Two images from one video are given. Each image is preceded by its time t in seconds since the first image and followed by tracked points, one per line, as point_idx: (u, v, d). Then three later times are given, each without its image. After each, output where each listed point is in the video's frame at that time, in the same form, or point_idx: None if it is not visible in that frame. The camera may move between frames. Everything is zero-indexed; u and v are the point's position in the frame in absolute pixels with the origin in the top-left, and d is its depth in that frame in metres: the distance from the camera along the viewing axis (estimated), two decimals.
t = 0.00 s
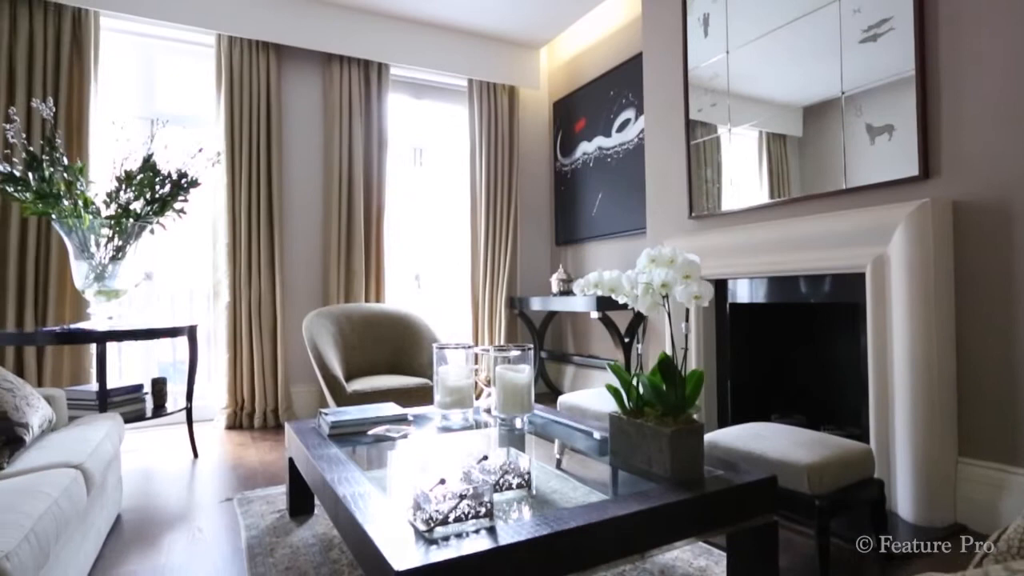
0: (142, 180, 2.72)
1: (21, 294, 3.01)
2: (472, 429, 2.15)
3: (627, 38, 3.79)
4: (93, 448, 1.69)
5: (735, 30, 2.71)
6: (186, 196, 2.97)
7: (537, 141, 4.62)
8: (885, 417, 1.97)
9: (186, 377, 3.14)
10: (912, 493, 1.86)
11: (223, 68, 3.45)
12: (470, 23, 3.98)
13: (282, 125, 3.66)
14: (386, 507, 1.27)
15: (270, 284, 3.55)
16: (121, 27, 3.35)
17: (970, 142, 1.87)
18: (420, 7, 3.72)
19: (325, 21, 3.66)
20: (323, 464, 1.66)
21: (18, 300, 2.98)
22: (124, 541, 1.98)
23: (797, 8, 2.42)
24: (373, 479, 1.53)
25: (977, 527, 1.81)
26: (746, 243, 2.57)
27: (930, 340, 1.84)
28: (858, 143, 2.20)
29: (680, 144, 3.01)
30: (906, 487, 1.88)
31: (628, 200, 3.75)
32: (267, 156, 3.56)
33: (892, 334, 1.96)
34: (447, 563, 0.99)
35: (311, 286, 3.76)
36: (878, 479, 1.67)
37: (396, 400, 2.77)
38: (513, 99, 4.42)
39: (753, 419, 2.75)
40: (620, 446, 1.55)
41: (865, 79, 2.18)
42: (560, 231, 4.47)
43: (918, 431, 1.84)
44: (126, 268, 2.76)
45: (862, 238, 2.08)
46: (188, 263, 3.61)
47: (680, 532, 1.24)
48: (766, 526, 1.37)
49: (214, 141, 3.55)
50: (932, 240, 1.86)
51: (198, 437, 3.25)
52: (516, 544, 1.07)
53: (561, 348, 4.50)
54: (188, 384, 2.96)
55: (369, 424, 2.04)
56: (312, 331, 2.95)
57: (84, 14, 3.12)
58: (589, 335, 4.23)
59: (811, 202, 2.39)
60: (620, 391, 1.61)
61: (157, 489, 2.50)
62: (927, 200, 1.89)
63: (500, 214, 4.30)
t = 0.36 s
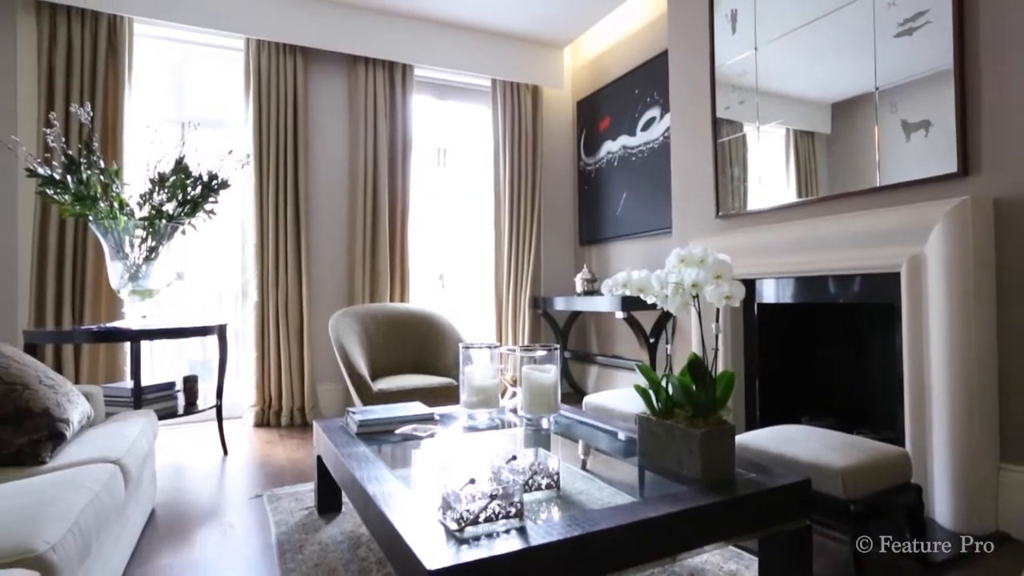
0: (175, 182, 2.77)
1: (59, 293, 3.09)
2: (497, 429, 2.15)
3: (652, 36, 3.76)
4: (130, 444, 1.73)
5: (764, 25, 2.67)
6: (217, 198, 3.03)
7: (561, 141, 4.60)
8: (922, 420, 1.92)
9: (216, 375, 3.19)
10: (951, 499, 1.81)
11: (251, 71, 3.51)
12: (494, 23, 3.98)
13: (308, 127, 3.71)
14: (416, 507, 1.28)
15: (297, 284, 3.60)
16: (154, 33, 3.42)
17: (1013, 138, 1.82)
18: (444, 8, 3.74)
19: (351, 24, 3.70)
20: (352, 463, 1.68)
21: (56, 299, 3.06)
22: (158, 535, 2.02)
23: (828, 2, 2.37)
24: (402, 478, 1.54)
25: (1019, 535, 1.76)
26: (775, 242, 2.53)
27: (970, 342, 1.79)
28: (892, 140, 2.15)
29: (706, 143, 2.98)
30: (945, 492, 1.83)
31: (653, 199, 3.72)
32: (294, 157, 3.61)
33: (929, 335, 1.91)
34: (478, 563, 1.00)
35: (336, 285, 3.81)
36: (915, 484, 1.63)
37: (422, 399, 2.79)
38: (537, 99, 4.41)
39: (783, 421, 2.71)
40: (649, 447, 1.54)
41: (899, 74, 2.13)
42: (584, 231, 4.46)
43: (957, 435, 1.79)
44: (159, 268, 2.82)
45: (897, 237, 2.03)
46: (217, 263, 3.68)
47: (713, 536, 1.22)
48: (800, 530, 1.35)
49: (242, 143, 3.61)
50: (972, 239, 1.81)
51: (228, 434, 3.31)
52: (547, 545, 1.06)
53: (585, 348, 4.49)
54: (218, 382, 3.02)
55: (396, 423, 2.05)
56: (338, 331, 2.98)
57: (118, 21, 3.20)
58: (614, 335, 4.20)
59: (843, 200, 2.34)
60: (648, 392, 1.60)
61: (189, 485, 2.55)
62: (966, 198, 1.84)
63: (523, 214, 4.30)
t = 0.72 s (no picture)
0: (206, 183, 2.82)
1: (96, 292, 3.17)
2: (524, 429, 2.15)
3: (678, 33, 3.72)
4: (165, 440, 1.76)
5: (794, 20, 2.62)
6: (246, 198, 3.08)
7: (585, 140, 4.58)
8: (962, 424, 1.87)
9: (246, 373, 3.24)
10: (993, 505, 1.76)
11: (279, 73, 3.56)
12: (519, 23, 3.98)
13: (334, 128, 3.75)
14: (446, 506, 1.28)
15: (324, 283, 3.64)
16: (186, 38, 3.49)
17: None
18: (469, 8, 3.75)
19: (377, 26, 3.73)
20: (381, 461, 1.69)
21: (93, 298, 3.15)
22: (191, 530, 2.06)
23: None
24: (431, 477, 1.55)
25: None
26: (807, 241, 2.48)
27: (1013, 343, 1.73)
28: (929, 135, 2.10)
29: (734, 140, 2.93)
30: (987, 499, 1.77)
31: (679, 198, 3.68)
32: (320, 158, 3.65)
33: (969, 337, 1.85)
34: (510, 564, 0.99)
35: (362, 285, 3.84)
36: (954, 490, 1.59)
37: (447, 399, 2.80)
38: (561, 98, 4.39)
39: (813, 423, 2.66)
40: (679, 448, 1.52)
41: (938, 67, 2.07)
42: (608, 230, 4.43)
43: (999, 439, 1.74)
44: (191, 268, 2.87)
45: (935, 236, 1.98)
46: (246, 263, 3.74)
47: (746, 540, 1.20)
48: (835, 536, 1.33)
49: (270, 145, 3.66)
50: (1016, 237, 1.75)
51: (257, 432, 3.36)
52: (578, 546, 1.06)
53: (609, 348, 4.46)
54: (247, 380, 3.06)
55: (423, 423, 2.06)
56: (364, 330, 3.00)
57: (152, 26, 3.27)
58: (639, 335, 4.17)
59: (877, 198, 2.29)
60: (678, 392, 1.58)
61: (219, 481, 2.59)
62: (1009, 195, 1.78)
63: (547, 214, 4.29)
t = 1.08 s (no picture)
0: (235, 184, 2.87)
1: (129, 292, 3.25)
2: (549, 429, 2.15)
3: (704, 30, 3.67)
4: (197, 437, 1.80)
5: (825, 15, 2.57)
6: (274, 199, 3.12)
7: (608, 139, 4.55)
8: (1003, 428, 1.81)
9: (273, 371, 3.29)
10: None
11: (305, 75, 3.60)
12: (543, 22, 3.97)
13: (359, 128, 3.78)
14: (475, 506, 1.29)
15: (349, 283, 3.67)
16: (216, 41, 3.55)
17: None
18: (493, 8, 3.75)
19: (402, 26, 3.75)
20: (409, 460, 1.70)
21: (127, 297, 3.22)
22: (222, 524, 2.10)
23: None
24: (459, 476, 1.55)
25: None
26: (838, 240, 2.43)
27: None
28: (969, 131, 2.04)
29: (762, 138, 2.88)
30: None
31: (705, 197, 3.63)
32: (346, 158, 3.68)
33: (1011, 338, 1.79)
34: (541, 564, 0.99)
35: (387, 284, 3.87)
36: (996, 496, 1.54)
37: (471, 398, 2.80)
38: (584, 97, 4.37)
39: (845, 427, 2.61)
40: (708, 451, 1.50)
41: (978, 60, 2.01)
42: (633, 230, 4.39)
43: None
44: (220, 267, 2.92)
45: (974, 234, 1.92)
46: (273, 263, 3.79)
47: (780, 545, 1.18)
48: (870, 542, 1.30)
49: (297, 146, 3.70)
50: None
51: (284, 429, 3.41)
52: (609, 547, 1.05)
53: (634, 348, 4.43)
54: (274, 379, 3.10)
55: (450, 422, 2.07)
56: (389, 329, 3.02)
57: (183, 31, 3.34)
58: (663, 336, 4.13)
59: (913, 196, 2.23)
60: (707, 394, 1.55)
61: (249, 477, 2.63)
62: None
63: (571, 213, 4.27)
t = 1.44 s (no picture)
0: (264, 185, 2.92)
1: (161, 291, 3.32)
2: (575, 429, 2.14)
3: (731, 26, 3.62)
4: (229, 434, 1.83)
5: (858, 9, 2.51)
6: (302, 199, 3.16)
7: (633, 137, 4.52)
8: None
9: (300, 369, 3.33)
10: None
11: (332, 76, 3.63)
12: (567, 21, 3.95)
13: (384, 129, 3.81)
14: (504, 506, 1.28)
15: (374, 282, 3.70)
16: (244, 45, 3.60)
17: None
18: (517, 8, 3.74)
19: (426, 27, 3.76)
20: (436, 459, 1.71)
21: (158, 296, 3.29)
22: (252, 520, 2.13)
23: None
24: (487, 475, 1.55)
25: None
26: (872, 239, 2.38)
27: None
28: (1011, 126, 1.97)
29: (792, 135, 2.83)
30: None
31: (732, 195, 3.58)
32: (371, 158, 3.71)
33: None
34: (573, 565, 0.98)
35: (411, 284, 3.89)
36: None
37: (496, 398, 2.80)
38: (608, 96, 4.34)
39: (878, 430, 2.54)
40: (739, 453, 1.48)
41: (1021, 52, 1.95)
42: (657, 229, 4.35)
43: None
44: (249, 267, 2.96)
45: (1017, 232, 1.86)
46: (300, 263, 3.83)
47: (816, 550, 1.16)
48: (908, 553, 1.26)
49: (323, 147, 3.74)
50: None
51: (311, 427, 3.45)
52: (641, 548, 1.04)
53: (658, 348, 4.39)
54: (302, 377, 3.14)
55: (477, 421, 2.07)
56: (415, 328, 3.03)
57: (213, 34, 3.40)
58: (689, 336, 4.08)
59: (951, 193, 2.17)
60: (738, 395, 1.52)
61: (277, 474, 2.67)
62: None
63: (595, 213, 4.25)
